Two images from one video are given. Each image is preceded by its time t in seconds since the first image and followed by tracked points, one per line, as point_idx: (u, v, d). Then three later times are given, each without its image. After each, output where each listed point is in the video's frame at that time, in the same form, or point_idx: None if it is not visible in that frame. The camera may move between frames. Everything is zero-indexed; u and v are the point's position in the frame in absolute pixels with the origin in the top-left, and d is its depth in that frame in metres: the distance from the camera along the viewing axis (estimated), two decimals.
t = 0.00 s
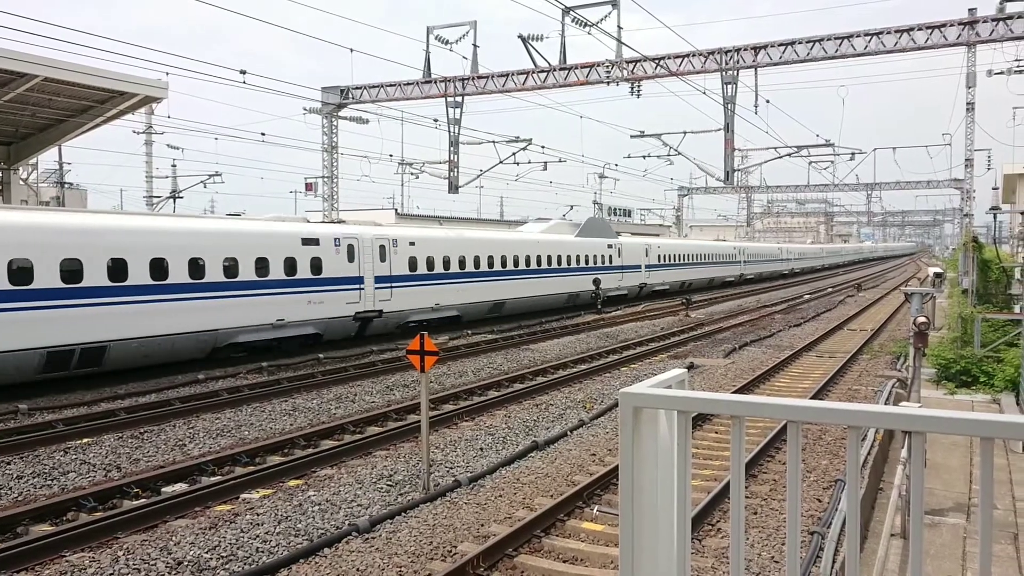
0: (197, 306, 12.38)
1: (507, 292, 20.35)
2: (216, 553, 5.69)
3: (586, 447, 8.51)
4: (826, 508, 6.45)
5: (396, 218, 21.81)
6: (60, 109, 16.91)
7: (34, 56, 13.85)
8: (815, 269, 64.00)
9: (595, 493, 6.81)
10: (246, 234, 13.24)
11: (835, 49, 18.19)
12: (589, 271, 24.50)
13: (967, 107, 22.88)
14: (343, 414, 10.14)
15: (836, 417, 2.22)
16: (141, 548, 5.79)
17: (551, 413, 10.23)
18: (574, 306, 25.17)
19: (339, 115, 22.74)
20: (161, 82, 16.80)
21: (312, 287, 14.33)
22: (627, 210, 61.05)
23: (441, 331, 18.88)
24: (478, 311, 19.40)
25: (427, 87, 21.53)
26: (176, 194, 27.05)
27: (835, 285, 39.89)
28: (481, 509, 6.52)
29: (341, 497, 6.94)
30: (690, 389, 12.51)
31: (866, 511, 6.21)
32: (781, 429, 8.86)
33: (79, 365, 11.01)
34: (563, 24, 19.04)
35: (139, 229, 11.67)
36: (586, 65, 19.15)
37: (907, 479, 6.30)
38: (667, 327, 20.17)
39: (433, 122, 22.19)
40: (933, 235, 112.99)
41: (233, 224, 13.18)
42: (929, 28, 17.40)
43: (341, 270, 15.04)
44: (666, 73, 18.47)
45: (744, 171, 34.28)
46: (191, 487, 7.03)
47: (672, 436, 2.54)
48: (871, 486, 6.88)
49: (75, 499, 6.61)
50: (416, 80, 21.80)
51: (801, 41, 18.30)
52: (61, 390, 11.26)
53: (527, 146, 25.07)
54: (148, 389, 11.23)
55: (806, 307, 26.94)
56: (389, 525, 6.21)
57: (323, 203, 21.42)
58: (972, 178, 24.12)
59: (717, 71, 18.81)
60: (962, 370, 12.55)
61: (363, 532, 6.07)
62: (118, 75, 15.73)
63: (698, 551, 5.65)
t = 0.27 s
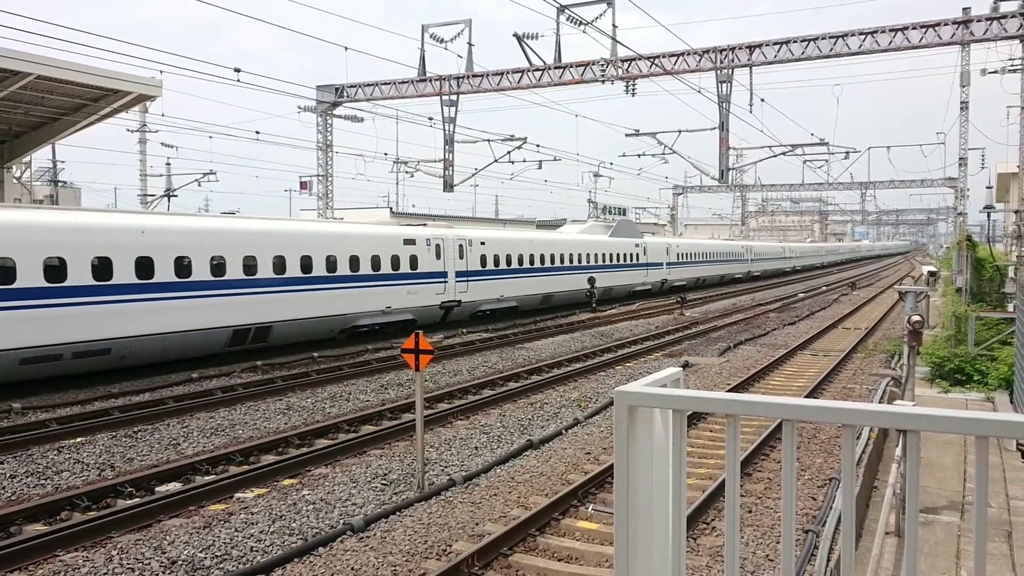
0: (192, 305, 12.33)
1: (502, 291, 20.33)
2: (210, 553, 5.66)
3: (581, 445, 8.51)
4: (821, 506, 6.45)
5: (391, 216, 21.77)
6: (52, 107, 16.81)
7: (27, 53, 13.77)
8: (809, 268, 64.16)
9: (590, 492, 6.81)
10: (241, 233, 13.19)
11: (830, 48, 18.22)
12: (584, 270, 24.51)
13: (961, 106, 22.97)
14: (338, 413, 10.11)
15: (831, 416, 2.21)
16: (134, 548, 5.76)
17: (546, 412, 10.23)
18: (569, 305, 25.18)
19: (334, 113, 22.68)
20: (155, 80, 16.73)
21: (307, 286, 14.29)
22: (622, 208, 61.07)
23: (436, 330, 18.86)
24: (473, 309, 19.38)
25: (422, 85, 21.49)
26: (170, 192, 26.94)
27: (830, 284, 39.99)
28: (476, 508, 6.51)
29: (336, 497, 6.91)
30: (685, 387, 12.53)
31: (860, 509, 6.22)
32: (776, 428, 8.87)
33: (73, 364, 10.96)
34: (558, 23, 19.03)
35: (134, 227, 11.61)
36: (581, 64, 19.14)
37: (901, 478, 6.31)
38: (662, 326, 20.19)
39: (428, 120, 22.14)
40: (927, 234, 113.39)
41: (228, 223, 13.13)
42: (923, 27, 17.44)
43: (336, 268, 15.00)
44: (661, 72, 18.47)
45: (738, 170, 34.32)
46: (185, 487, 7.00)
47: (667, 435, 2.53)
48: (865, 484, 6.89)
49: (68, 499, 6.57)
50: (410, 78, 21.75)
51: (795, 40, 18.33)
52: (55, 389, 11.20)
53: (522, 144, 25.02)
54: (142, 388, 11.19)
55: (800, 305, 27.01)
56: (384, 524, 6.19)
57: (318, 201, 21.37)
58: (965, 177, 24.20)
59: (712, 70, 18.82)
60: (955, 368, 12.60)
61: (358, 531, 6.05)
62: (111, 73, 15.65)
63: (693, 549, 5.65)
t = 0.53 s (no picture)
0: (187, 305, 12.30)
1: (498, 290, 20.32)
2: (205, 552, 5.64)
3: (577, 445, 8.50)
4: (816, 505, 6.46)
5: (386, 216, 21.75)
6: (47, 106, 16.75)
7: (21, 52, 13.72)
8: (804, 267, 64.30)
9: (586, 491, 6.80)
10: (236, 232, 13.16)
11: (825, 48, 18.25)
12: (580, 269, 24.52)
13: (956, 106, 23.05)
14: (333, 412, 10.09)
15: (826, 415, 2.21)
16: (129, 548, 5.73)
17: (542, 411, 10.22)
18: (564, 305, 25.17)
19: (329, 112, 22.64)
20: (150, 78, 16.67)
21: (302, 285, 14.26)
22: (617, 208, 61.02)
23: (431, 329, 18.84)
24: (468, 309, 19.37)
25: (418, 85, 21.46)
26: (165, 192, 26.86)
27: (825, 284, 40.08)
28: (472, 507, 6.50)
29: (331, 496, 6.90)
30: (681, 387, 12.53)
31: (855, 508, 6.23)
32: (771, 427, 8.88)
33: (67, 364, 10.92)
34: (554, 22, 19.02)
35: (128, 227, 11.57)
36: (577, 63, 19.14)
37: (896, 477, 6.32)
38: (658, 325, 20.21)
39: (424, 120, 22.12)
40: (921, 234, 113.74)
41: (223, 222, 13.09)
42: (919, 28, 17.48)
43: (331, 268, 14.97)
44: (657, 71, 18.49)
45: (734, 170, 34.37)
46: (181, 487, 6.97)
47: (662, 435, 2.53)
48: (860, 484, 6.90)
49: (62, 499, 6.54)
50: (406, 78, 21.72)
51: (791, 40, 18.36)
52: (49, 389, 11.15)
53: (518, 143, 25.01)
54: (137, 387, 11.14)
55: (796, 305, 27.06)
56: (380, 524, 6.18)
57: (313, 201, 21.32)
58: (960, 176, 24.26)
59: (708, 69, 18.83)
60: (950, 368, 12.64)
61: (353, 531, 6.03)
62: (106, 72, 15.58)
63: (689, 548, 5.65)
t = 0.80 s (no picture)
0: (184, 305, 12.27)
1: (495, 290, 20.33)
2: (202, 553, 5.63)
3: (574, 445, 8.50)
4: (813, 505, 6.47)
5: (384, 215, 21.73)
6: (43, 106, 16.71)
7: (18, 52, 13.69)
8: (802, 267, 64.39)
9: (584, 491, 6.80)
10: (232, 232, 13.13)
11: (822, 47, 18.27)
12: (577, 269, 24.53)
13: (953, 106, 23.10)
14: (331, 412, 10.08)
15: (823, 415, 2.21)
16: (126, 548, 5.72)
17: (540, 411, 10.22)
18: (562, 304, 25.16)
19: (327, 112, 22.62)
20: (147, 78, 16.65)
21: (299, 285, 14.24)
22: (615, 208, 61.03)
23: (429, 329, 18.82)
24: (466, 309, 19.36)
25: (416, 84, 21.44)
26: (162, 191, 26.81)
27: (822, 283, 40.12)
28: (469, 507, 6.50)
29: (328, 496, 6.89)
30: (678, 386, 12.53)
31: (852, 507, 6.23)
32: (768, 427, 8.90)
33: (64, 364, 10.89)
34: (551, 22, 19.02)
35: (124, 227, 11.54)
36: (575, 63, 19.13)
37: (894, 476, 6.32)
38: (655, 325, 20.23)
39: (422, 119, 22.10)
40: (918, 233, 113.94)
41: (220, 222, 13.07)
42: (916, 27, 17.51)
43: (328, 267, 14.95)
44: (654, 71, 18.50)
45: (731, 170, 34.41)
46: (177, 487, 6.96)
47: (659, 435, 2.52)
48: (857, 483, 6.91)
49: (59, 499, 6.53)
50: (404, 77, 21.70)
51: (788, 40, 18.39)
52: (46, 389, 11.13)
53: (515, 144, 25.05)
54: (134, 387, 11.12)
55: (793, 305, 27.10)
56: (377, 524, 6.17)
57: (310, 200, 21.30)
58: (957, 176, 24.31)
59: (705, 69, 18.84)
60: (947, 367, 12.66)
61: (350, 531, 6.03)
62: (103, 71, 15.55)
63: (686, 548, 5.65)
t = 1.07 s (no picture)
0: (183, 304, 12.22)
1: (492, 290, 20.33)
2: (198, 553, 5.62)
3: (571, 445, 8.50)
4: (810, 505, 6.48)
5: (380, 216, 21.72)
6: (39, 106, 16.66)
7: (14, 52, 13.64)
8: (798, 267, 64.51)
9: (580, 491, 6.81)
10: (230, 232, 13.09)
11: (819, 48, 18.30)
12: (574, 269, 24.55)
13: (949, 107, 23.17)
14: (328, 413, 10.07)
15: (819, 415, 2.20)
16: (122, 549, 5.70)
17: (536, 411, 10.22)
18: (559, 305, 25.18)
19: (323, 112, 22.60)
20: (144, 78, 16.61)
21: (296, 285, 14.21)
22: (612, 208, 61.07)
23: (425, 329, 18.79)
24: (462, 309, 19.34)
25: (412, 85, 21.42)
26: (158, 191, 26.76)
27: (819, 283, 40.20)
28: (466, 508, 6.50)
29: (325, 497, 6.88)
30: (675, 386, 12.55)
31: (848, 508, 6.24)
32: (764, 427, 8.91)
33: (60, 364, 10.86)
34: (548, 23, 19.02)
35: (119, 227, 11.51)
36: (571, 64, 19.14)
37: (890, 476, 6.34)
38: (651, 325, 20.26)
39: (418, 120, 22.09)
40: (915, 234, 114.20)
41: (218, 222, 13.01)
42: (912, 28, 17.55)
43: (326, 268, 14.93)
44: (651, 72, 18.51)
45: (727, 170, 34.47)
46: (173, 487, 6.95)
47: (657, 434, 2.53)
48: (854, 483, 6.92)
49: (55, 500, 6.51)
50: (400, 78, 21.68)
51: (784, 41, 18.42)
52: (42, 389, 11.11)
53: (513, 143, 24.47)
54: (130, 387, 11.10)
55: (789, 305, 27.16)
56: (374, 524, 6.16)
57: (307, 200, 21.28)
58: (952, 177, 24.37)
59: (702, 69, 18.87)
60: (943, 367, 12.71)
61: (347, 532, 6.02)
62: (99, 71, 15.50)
63: (683, 548, 5.66)
